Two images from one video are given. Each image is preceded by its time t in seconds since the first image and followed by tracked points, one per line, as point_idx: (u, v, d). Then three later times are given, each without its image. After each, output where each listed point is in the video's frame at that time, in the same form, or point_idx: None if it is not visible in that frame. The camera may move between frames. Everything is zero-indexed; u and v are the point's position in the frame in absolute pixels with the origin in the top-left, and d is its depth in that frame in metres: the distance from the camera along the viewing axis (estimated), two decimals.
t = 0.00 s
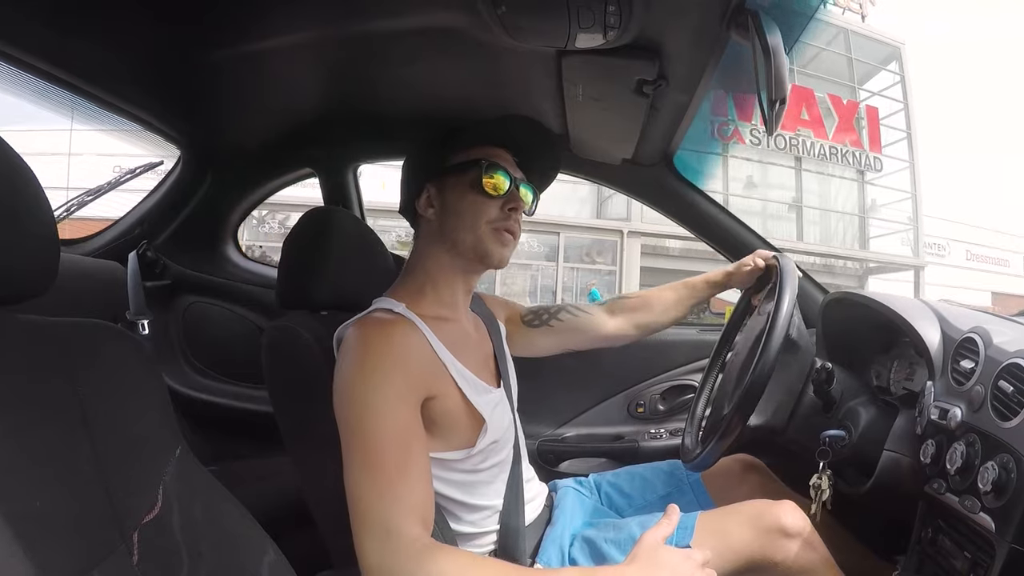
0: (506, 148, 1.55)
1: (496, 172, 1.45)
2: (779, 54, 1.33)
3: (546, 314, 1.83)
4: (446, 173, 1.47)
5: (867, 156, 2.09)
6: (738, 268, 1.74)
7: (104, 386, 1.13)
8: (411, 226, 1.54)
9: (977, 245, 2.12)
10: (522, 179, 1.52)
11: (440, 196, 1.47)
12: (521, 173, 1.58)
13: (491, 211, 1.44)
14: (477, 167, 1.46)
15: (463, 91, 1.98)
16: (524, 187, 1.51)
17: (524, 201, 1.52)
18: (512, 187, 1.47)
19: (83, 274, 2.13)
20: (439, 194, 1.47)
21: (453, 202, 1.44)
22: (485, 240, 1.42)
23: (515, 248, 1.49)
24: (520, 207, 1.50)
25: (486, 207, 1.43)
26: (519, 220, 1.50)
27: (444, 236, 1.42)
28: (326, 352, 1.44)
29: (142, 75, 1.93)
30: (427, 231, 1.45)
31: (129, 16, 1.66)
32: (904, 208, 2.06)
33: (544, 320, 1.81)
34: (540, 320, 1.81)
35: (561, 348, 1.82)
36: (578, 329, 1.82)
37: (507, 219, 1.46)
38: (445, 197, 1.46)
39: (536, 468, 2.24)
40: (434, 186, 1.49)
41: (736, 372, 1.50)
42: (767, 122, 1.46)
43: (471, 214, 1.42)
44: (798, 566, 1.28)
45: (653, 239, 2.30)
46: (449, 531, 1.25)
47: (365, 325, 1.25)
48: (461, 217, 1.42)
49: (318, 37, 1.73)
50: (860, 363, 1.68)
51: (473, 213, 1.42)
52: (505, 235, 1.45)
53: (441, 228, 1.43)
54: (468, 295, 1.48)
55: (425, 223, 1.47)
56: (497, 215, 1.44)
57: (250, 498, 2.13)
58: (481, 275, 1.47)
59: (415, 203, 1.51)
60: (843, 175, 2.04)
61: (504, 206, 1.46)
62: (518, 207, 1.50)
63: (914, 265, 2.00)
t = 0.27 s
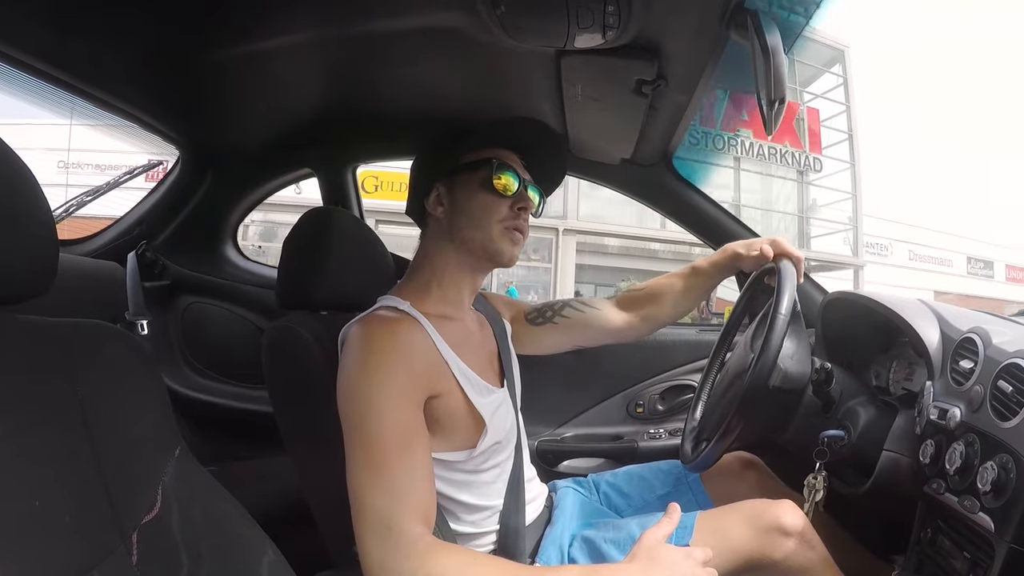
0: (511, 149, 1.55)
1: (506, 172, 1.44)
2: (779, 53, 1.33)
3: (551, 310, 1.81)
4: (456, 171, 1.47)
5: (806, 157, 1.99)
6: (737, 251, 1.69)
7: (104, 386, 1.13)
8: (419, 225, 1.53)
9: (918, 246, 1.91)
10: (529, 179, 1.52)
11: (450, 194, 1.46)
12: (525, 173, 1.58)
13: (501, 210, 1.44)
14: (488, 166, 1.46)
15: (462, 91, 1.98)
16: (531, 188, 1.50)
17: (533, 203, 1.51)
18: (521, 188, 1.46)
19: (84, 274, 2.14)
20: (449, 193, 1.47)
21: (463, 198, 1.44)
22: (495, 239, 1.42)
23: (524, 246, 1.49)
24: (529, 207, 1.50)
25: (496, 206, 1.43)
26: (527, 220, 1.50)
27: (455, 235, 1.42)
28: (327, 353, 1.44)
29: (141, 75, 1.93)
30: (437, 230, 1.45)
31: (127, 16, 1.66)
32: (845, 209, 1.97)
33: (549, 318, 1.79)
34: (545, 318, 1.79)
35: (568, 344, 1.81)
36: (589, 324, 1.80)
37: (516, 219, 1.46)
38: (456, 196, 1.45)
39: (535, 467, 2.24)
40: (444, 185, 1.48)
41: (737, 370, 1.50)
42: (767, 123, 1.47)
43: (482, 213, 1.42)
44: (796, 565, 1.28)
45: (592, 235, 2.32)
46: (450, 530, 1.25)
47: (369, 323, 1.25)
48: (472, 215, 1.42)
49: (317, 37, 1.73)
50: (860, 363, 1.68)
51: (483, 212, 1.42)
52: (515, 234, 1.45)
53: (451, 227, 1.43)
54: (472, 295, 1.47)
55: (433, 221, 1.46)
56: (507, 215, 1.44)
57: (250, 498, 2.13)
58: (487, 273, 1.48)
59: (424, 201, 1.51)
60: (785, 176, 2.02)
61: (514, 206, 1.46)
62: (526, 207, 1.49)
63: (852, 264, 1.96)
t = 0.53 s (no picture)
0: (513, 146, 1.55)
1: (510, 170, 1.44)
2: (778, 50, 1.34)
3: (552, 313, 1.81)
4: (459, 168, 1.47)
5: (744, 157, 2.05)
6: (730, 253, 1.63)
7: (105, 382, 1.13)
8: (420, 221, 1.54)
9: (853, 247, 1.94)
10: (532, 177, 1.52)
11: (452, 190, 1.46)
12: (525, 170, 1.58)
13: (504, 208, 1.43)
14: (491, 163, 1.45)
15: (462, 88, 1.98)
16: (533, 186, 1.50)
17: (535, 199, 1.51)
18: (524, 186, 1.47)
19: (84, 273, 2.14)
20: (451, 189, 1.47)
21: (467, 196, 1.44)
22: (498, 236, 1.42)
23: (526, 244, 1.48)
24: (532, 206, 1.49)
25: (499, 204, 1.43)
26: (530, 218, 1.50)
27: (457, 232, 1.42)
28: (327, 349, 1.44)
29: (144, 72, 1.93)
30: (439, 226, 1.45)
31: (127, 13, 1.66)
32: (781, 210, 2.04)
33: (549, 319, 1.79)
34: (546, 319, 1.79)
35: (573, 348, 1.80)
36: (589, 328, 1.78)
37: (519, 217, 1.46)
38: (458, 192, 1.45)
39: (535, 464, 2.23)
40: (446, 181, 1.48)
41: (737, 365, 1.51)
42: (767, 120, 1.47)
43: (484, 210, 1.42)
44: (797, 563, 1.28)
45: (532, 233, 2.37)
46: (449, 527, 1.25)
47: (369, 321, 1.25)
48: (475, 212, 1.42)
49: (317, 34, 1.73)
50: (860, 359, 1.68)
51: (486, 209, 1.42)
52: (518, 232, 1.45)
53: (453, 223, 1.43)
54: (474, 290, 1.47)
55: (435, 217, 1.46)
56: (510, 213, 1.44)
57: (250, 496, 2.13)
58: (489, 269, 1.48)
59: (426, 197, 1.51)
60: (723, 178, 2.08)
61: (517, 204, 1.45)
62: (530, 204, 1.49)
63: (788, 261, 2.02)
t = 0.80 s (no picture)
0: (511, 145, 1.54)
1: (516, 174, 1.45)
2: (778, 50, 1.33)
3: (547, 316, 1.79)
4: (465, 167, 1.45)
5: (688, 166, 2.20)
6: (725, 264, 1.58)
7: (104, 381, 1.13)
8: (415, 216, 1.49)
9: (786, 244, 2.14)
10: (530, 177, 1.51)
11: (457, 190, 1.44)
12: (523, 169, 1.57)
13: (509, 211, 1.44)
14: (498, 166, 1.45)
15: (462, 87, 1.98)
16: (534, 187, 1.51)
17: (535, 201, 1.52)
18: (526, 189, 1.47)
19: (84, 272, 2.14)
20: (456, 188, 1.45)
21: (472, 197, 1.43)
22: (503, 241, 1.43)
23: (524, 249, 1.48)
24: (533, 209, 1.50)
25: (504, 208, 1.43)
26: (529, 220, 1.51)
27: (463, 235, 1.41)
28: (327, 348, 1.44)
29: (143, 72, 1.93)
30: (442, 227, 1.43)
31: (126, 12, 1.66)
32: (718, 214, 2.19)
33: (545, 322, 1.78)
34: (541, 322, 1.78)
35: (567, 351, 1.80)
36: (584, 332, 1.77)
37: (522, 220, 1.47)
38: (464, 193, 1.43)
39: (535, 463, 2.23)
40: (450, 179, 1.45)
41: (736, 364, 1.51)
42: (767, 118, 1.47)
43: (491, 215, 1.42)
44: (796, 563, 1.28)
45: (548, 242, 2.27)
46: (449, 527, 1.25)
47: (368, 322, 1.24)
48: (483, 216, 1.41)
49: (316, 33, 1.72)
50: (860, 359, 1.67)
51: (493, 214, 1.42)
52: (520, 235, 1.46)
53: (459, 225, 1.42)
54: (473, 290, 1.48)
55: (438, 217, 1.44)
56: (514, 216, 1.45)
57: (249, 495, 2.13)
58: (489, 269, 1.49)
59: (425, 192, 1.46)
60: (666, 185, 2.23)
61: (520, 208, 1.46)
62: (532, 209, 1.50)
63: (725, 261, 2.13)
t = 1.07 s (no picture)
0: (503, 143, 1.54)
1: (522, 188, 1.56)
2: (776, 48, 1.34)
3: (533, 311, 1.79)
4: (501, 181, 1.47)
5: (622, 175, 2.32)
6: (719, 260, 1.58)
7: (102, 376, 1.13)
8: (439, 220, 1.39)
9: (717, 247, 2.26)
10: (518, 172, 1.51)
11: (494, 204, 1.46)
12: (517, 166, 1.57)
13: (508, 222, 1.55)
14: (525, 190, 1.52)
15: (460, 85, 1.98)
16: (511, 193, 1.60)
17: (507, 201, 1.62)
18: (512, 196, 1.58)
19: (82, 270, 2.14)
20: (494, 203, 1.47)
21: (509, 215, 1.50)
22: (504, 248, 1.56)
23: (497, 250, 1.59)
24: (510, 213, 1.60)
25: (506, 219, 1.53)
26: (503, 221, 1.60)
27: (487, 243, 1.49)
28: (326, 345, 1.44)
29: (143, 70, 1.94)
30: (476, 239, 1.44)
31: (123, 11, 1.66)
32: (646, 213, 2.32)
33: (531, 318, 1.77)
34: (526, 317, 1.77)
35: (555, 347, 1.79)
36: (572, 328, 1.77)
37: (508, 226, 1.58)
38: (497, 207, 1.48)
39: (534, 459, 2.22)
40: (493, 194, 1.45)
41: (735, 361, 1.50)
42: (765, 115, 1.46)
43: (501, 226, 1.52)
44: (794, 560, 1.28)
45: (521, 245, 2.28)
46: (448, 523, 1.26)
47: (381, 319, 1.23)
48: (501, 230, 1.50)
49: (315, 30, 1.72)
50: (858, 355, 1.67)
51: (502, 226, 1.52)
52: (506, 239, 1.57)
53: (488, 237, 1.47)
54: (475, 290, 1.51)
55: (476, 229, 1.43)
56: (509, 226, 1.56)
57: (247, 493, 2.13)
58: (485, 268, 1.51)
59: (467, 202, 1.40)
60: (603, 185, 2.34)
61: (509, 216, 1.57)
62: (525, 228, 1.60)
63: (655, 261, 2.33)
